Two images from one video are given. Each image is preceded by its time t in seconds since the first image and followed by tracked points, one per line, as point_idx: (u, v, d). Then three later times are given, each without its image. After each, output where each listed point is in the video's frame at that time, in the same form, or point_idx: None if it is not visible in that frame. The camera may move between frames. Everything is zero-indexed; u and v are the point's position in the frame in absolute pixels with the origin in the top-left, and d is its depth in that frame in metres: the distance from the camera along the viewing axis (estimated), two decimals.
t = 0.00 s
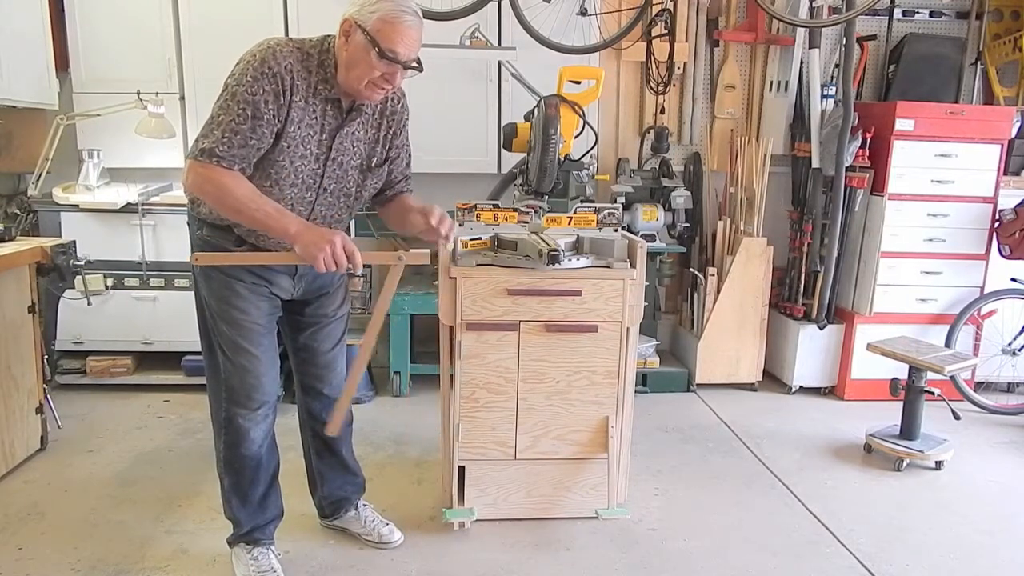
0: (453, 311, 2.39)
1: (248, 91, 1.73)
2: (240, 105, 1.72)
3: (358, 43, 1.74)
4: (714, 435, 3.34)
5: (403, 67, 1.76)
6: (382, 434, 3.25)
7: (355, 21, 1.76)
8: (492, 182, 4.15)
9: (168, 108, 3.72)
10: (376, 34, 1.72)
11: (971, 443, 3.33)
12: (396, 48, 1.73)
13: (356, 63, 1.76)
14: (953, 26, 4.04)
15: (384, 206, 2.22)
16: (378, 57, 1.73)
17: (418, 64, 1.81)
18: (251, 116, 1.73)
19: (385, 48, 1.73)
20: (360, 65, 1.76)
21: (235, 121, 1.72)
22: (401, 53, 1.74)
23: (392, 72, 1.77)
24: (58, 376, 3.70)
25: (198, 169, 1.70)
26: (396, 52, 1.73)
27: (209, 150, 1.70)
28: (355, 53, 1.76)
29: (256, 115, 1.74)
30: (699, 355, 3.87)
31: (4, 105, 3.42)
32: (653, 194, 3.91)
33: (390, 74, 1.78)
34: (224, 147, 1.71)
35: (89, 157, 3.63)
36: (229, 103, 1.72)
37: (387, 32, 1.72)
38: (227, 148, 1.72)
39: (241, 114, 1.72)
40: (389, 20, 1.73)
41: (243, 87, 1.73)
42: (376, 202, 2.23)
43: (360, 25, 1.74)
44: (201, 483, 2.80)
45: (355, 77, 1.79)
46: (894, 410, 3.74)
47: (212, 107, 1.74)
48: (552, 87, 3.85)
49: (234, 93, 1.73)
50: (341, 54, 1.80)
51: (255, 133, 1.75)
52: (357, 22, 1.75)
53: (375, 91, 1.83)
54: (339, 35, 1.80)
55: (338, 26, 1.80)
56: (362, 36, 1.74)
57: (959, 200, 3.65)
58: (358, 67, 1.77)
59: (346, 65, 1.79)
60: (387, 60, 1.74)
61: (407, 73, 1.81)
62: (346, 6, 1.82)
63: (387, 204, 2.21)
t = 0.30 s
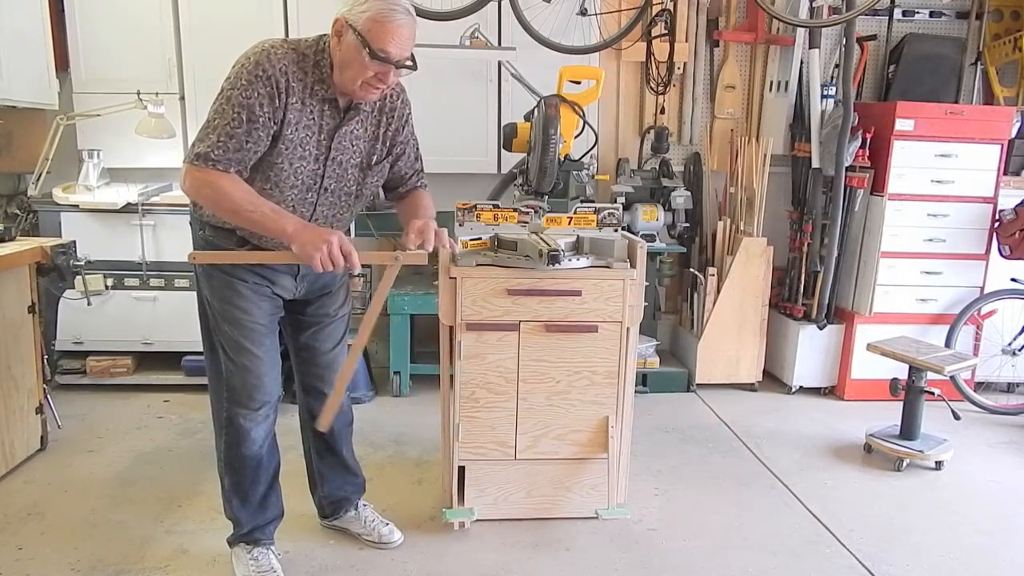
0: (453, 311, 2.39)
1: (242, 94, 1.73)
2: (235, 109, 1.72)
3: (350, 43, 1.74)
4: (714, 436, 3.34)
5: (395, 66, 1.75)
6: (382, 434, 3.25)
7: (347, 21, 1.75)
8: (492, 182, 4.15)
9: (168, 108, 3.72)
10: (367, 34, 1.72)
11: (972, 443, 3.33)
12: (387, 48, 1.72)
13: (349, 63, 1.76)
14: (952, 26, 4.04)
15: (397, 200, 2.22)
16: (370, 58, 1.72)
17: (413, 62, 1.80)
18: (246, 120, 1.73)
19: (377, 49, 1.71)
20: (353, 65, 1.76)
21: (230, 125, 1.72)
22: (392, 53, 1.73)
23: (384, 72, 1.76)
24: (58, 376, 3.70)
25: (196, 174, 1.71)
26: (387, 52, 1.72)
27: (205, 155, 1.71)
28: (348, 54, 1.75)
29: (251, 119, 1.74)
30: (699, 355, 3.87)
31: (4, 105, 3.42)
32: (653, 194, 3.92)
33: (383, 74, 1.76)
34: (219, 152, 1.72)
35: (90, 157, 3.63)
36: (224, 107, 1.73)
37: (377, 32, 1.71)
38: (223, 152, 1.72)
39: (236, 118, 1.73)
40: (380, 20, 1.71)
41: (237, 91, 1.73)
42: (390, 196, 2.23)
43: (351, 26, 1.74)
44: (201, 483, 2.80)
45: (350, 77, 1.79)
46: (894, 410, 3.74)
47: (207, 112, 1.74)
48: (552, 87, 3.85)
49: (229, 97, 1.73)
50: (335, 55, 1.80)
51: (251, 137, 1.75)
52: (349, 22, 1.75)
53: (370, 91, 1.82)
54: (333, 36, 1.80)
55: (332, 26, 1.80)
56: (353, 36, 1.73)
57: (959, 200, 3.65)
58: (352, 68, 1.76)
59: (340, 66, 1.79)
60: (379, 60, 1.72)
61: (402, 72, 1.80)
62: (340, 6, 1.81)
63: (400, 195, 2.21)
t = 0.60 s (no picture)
0: (453, 310, 2.39)
1: (240, 98, 1.73)
2: (234, 112, 1.72)
3: (346, 45, 1.74)
4: (714, 436, 3.34)
5: (391, 68, 1.75)
6: (382, 434, 3.25)
7: (342, 22, 1.75)
8: (492, 182, 4.15)
9: (168, 108, 3.71)
10: (362, 36, 1.71)
11: (972, 443, 3.33)
12: (383, 49, 1.72)
13: (345, 64, 1.76)
14: (952, 26, 4.04)
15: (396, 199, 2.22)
16: (365, 59, 1.72)
17: (410, 63, 1.79)
18: (244, 124, 1.73)
19: (372, 51, 1.71)
20: (349, 67, 1.76)
21: (229, 129, 1.72)
22: (388, 54, 1.73)
23: (380, 73, 1.76)
24: (58, 376, 3.70)
25: (196, 178, 1.71)
26: (383, 54, 1.72)
27: (205, 160, 1.71)
28: (344, 55, 1.75)
29: (250, 122, 1.74)
30: (699, 355, 3.87)
31: (4, 105, 3.42)
32: (653, 194, 3.92)
33: (379, 75, 1.76)
34: (219, 156, 1.72)
35: (90, 157, 3.63)
36: (222, 112, 1.73)
37: (372, 33, 1.71)
38: (223, 156, 1.72)
39: (234, 122, 1.73)
40: (375, 21, 1.71)
41: (235, 95, 1.73)
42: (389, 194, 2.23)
43: (346, 27, 1.74)
44: (201, 483, 2.81)
45: (346, 79, 1.79)
46: (894, 410, 3.74)
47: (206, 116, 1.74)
48: (552, 87, 3.85)
49: (227, 101, 1.73)
50: (332, 56, 1.80)
51: (250, 140, 1.75)
52: (344, 24, 1.75)
53: (366, 92, 1.82)
54: (329, 37, 1.80)
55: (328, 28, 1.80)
56: (348, 38, 1.74)
57: (959, 200, 3.65)
58: (348, 69, 1.77)
59: (336, 67, 1.79)
60: (374, 61, 1.72)
61: (398, 73, 1.79)
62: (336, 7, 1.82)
63: (399, 198, 2.21)
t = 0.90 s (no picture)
0: (453, 311, 2.39)
1: (241, 99, 1.73)
2: (235, 114, 1.72)
3: (343, 43, 1.74)
4: (714, 436, 3.34)
5: (389, 65, 1.75)
6: (382, 434, 3.25)
7: (339, 20, 1.75)
8: (492, 182, 4.15)
9: (168, 108, 3.71)
10: (360, 34, 1.72)
11: (972, 443, 3.33)
12: (381, 46, 1.72)
13: (343, 63, 1.76)
14: (952, 26, 4.04)
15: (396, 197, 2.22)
16: (364, 57, 1.72)
17: (408, 59, 1.79)
18: (246, 125, 1.73)
19: (370, 48, 1.71)
20: (347, 65, 1.76)
21: (231, 130, 1.72)
22: (386, 51, 1.72)
23: (379, 70, 1.76)
24: (58, 376, 3.70)
25: (199, 181, 1.71)
26: (380, 51, 1.72)
27: (208, 162, 1.71)
28: (342, 53, 1.75)
29: (251, 123, 1.74)
30: (699, 355, 3.87)
31: (4, 105, 3.42)
32: (653, 194, 3.92)
33: (377, 73, 1.76)
34: (222, 158, 1.72)
35: (90, 157, 3.63)
36: (223, 113, 1.73)
37: (370, 30, 1.71)
38: (225, 158, 1.72)
39: (236, 123, 1.73)
40: (372, 18, 1.71)
41: (237, 96, 1.73)
42: (389, 192, 2.23)
43: (344, 25, 1.74)
44: (201, 483, 2.81)
45: (345, 77, 1.79)
46: (894, 410, 3.74)
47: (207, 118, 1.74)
48: (552, 87, 3.85)
49: (228, 103, 1.73)
50: (330, 55, 1.80)
51: (251, 141, 1.75)
52: (341, 22, 1.75)
53: (365, 90, 1.82)
54: (327, 36, 1.80)
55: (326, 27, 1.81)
56: (346, 36, 1.74)
57: (959, 200, 3.65)
58: (347, 67, 1.77)
59: (335, 66, 1.79)
60: (372, 59, 1.72)
61: (396, 70, 1.79)
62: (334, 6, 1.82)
63: (399, 196, 2.21)
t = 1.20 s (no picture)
0: (453, 311, 2.39)
1: (243, 100, 1.73)
2: (237, 114, 1.72)
3: (347, 44, 1.74)
4: (714, 436, 3.34)
5: (393, 64, 1.74)
6: (382, 434, 3.25)
7: (342, 21, 1.75)
8: (492, 182, 4.15)
9: (168, 108, 3.71)
10: (363, 34, 1.71)
11: (972, 443, 3.33)
12: (385, 46, 1.71)
13: (347, 63, 1.76)
14: (952, 26, 4.04)
15: (394, 197, 2.22)
16: (367, 57, 1.72)
17: (411, 59, 1.79)
18: (248, 125, 1.73)
19: (374, 48, 1.71)
20: (350, 66, 1.76)
21: (233, 130, 1.72)
22: (389, 51, 1.72)
23: (382, 70, 1.76)
24: (58, 376, 3.70)
25: (202, 181, 1.71)
26: (384, 51, 1.72)
27: (211, 162, 1.71)
28: (345, 54, 1.75)
29: (253, 123, 1.74)
30: (699, 355, 3.87)
31: (4, 105, 3.42)
32: (653, 194, 3.92)
33: (381, 73, 1.76)
34: (225, 158, 1.71)
35: (90, 157, 3.63)
36: (224, 113, 1.72)
37: (373, 30, 1.71)
38: (228, 158, 1.72)
39: (238, 123, 1.72)
40: (375, 18, 1.71)
41: (239, 97, 1.73)
42: (387, 193, 2.23)
43: (347, 26, 1.74)
44: (201, 483, 2.81)
45: (348, 77, 1.79)
46: (894, 410, 3.74)
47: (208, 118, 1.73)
48: (552, 87, 3.85)
49: (229, 104, 1.73)
50: (333, 55, 1.80)
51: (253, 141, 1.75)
52: (345, 23, 1.75)
53: (368, 90, 1.82)
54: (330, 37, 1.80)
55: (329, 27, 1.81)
56: (349, 36, 1.73)
57: (959, 200, 3.65)
58: (350, 68, 1.76)
59: (338, 66, 1.79)
60: (375, 59, 1.72)
61: (399, 70, 1.79)
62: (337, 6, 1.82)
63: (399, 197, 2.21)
